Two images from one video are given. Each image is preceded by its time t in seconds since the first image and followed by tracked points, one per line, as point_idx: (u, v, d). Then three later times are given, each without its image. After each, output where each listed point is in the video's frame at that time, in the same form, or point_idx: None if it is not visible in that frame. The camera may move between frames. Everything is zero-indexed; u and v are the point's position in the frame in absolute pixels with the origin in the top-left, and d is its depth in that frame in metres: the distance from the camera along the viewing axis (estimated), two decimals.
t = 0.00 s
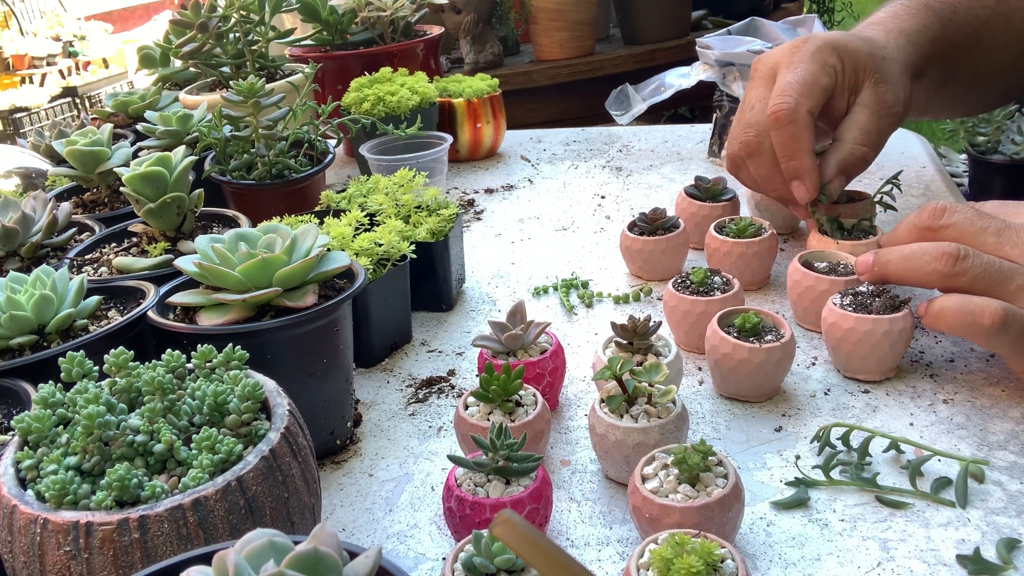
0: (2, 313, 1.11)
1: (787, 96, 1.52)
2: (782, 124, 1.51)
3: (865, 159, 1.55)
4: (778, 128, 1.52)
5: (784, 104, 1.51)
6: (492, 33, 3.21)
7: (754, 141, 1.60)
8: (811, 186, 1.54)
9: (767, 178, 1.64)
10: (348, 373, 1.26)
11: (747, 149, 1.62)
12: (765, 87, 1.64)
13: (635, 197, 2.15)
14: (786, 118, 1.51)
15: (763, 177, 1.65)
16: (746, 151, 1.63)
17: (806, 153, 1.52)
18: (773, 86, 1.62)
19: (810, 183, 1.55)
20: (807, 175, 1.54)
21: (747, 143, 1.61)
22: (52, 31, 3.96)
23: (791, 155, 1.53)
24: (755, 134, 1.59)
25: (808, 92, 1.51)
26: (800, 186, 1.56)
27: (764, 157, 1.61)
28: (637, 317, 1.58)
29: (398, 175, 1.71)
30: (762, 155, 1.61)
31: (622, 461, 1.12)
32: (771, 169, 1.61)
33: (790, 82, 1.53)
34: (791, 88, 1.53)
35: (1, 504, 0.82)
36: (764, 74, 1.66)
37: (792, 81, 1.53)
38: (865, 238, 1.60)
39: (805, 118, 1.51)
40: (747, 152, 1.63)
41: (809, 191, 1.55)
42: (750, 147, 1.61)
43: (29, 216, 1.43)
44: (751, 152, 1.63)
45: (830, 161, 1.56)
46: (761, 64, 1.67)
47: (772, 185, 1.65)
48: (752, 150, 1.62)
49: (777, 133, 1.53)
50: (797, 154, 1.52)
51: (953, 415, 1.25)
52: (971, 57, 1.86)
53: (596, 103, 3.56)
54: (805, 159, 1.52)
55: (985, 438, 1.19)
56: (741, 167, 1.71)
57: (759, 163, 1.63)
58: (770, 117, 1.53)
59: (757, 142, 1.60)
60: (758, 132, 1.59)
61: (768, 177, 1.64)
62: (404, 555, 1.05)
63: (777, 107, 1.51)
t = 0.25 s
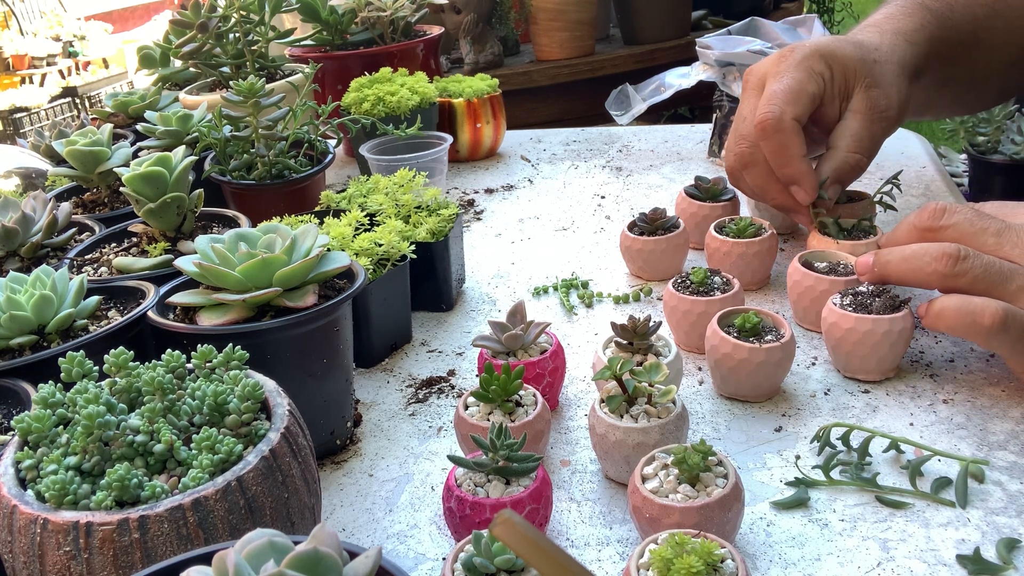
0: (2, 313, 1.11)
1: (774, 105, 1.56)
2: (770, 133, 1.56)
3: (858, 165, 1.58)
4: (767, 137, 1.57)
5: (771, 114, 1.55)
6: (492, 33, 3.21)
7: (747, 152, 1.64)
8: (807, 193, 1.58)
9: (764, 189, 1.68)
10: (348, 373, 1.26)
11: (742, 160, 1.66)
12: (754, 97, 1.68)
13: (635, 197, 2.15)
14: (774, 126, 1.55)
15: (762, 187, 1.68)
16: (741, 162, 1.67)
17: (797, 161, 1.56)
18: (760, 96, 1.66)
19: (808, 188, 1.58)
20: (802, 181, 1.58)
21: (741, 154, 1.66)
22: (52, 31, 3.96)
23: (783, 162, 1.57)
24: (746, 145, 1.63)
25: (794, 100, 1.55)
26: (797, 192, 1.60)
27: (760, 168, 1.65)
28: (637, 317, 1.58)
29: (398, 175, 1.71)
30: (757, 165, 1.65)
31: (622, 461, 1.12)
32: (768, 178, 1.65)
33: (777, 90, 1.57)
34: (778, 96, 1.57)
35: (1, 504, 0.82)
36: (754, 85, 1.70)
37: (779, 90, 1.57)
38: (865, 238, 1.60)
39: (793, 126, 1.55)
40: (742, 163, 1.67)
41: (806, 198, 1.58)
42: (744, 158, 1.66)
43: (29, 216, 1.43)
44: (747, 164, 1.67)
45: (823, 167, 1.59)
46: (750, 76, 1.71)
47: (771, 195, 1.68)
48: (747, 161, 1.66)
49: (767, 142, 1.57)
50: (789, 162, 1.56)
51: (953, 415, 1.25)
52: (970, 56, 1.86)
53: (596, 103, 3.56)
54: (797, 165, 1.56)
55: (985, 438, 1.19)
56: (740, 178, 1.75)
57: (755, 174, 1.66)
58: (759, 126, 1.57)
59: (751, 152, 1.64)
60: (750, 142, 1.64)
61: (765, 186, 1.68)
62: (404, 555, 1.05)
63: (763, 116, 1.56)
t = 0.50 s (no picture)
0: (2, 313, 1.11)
1: (772, 95, 1.58)
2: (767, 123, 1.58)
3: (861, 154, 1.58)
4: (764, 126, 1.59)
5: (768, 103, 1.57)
6: (492, 33, 3.21)
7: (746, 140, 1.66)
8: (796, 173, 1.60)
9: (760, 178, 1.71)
10: (348, 373, 1.26)
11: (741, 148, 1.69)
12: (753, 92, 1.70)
13: (635, 197, 2.15)
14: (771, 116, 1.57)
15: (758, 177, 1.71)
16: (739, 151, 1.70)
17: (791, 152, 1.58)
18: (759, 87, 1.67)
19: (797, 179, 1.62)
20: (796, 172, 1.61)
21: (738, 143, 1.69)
22: (52, 31, 3.96)
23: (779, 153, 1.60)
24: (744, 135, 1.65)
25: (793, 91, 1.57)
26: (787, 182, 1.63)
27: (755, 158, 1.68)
28: (637, 317, 1.58)
29: (399, 175, 1.71)
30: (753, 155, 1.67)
31: (622, 461, 1.12)
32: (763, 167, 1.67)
33: (778, 81, 1.59)
34: (778, 87, 1.58)
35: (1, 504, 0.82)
36: (754, 74, 1.71)
37: (780, 81, 1.59)
38: (866, 238, 1.60)
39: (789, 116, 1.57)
40: (740, 152, 1.69)
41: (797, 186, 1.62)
42: (741, 147, 1.68)
43: (29, 216, 1.43)
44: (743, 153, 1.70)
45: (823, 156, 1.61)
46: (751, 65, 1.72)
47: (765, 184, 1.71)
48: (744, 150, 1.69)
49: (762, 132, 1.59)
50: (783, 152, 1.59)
51: (954, 415, 1.25)
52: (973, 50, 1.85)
53: (596, 103, 3.56)
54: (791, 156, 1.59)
55: (985, 438, 1.19)
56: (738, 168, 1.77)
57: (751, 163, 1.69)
58: (756, 115, 1.59)
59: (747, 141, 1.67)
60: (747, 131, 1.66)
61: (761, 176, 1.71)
62: (404, 555, 1.05)
63: (761, 105, 1.58)
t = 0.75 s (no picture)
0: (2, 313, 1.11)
1: (840, 76, 1.14)
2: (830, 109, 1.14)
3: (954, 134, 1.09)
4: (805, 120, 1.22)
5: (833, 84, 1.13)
6: (492, 33, 3.21)
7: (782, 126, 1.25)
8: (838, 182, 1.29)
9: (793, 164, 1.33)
10: (348, 373, 1.26)
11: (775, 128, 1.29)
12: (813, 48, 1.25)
13: (635, 197, 2.15)
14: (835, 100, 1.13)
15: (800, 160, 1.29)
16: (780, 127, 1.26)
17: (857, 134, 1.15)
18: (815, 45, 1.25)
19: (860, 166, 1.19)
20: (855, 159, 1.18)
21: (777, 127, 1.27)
22: (52, 31, 3.96)
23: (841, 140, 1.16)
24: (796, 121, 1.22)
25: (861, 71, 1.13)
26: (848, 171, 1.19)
27: (809, 137, 1.23)
28: (637, 317, 1.58)
29: (398, 175, 1.71)
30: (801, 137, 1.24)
31: (622, 461, 1.12)
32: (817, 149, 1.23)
33: (840, 59, 1.16)
34: (845, 63, 1.15)
35: (1, 504, 0.82)
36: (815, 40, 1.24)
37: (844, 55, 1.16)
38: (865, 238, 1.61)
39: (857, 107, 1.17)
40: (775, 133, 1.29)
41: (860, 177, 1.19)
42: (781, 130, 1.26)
43: (29, 215, 1.43)
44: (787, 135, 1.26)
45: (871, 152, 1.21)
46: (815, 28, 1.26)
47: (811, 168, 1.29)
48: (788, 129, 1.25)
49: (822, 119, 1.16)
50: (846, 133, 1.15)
51: (953, 415, 1.25)
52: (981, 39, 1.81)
53: (596, 103, 3.56)
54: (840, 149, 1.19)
55: (985, 438, 1.19)
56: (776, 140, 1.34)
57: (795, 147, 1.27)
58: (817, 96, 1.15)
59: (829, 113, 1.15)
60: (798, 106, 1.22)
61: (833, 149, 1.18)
62: (404, 555, 1.05)
63: (824, 88, 1.14)
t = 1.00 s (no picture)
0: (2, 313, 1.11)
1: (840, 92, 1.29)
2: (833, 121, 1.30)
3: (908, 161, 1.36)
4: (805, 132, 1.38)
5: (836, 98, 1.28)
6: (492, 33, 3.21)
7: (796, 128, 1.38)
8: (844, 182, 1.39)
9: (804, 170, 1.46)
10: (348, 373, 1.26)
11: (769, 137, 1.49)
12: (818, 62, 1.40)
13: (635, 197, 2.15)
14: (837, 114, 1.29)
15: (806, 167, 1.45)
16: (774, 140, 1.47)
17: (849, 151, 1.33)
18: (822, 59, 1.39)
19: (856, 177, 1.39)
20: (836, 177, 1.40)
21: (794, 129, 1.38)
22: (52, 31, 3.96)
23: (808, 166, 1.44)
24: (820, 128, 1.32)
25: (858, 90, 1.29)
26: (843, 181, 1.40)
27: (809, 144, 1.39)
28: (637, 317, 1.58)
29: (398, 175, 1.71)
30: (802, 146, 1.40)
31: (622, 461, 1.12)
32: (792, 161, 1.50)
33: (843, 75, 1.30)
34: (848, 78, 1.30)
35: (2, 504, 0.82)
36: (823, 57, 1.39)
37: (846, 72, 1.31)
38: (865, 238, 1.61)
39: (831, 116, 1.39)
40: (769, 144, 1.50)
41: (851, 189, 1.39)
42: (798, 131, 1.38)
43: (29, 216, 1.43)
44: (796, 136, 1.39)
45: (873, 159, 1.38)
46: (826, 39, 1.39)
47: (813, 173, 1.45)
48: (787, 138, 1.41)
49: (826, 131, 1.32)
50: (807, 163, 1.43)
51: (953, 415, 1.25)
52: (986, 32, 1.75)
53: (596, 103, 3.56)
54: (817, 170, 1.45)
55: (985, 438, 1.19)
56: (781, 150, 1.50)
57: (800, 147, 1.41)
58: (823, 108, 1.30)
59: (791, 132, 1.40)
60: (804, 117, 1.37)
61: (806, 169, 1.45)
62: (404, 555, 1.05)
63: (828, 104, 1.29)
